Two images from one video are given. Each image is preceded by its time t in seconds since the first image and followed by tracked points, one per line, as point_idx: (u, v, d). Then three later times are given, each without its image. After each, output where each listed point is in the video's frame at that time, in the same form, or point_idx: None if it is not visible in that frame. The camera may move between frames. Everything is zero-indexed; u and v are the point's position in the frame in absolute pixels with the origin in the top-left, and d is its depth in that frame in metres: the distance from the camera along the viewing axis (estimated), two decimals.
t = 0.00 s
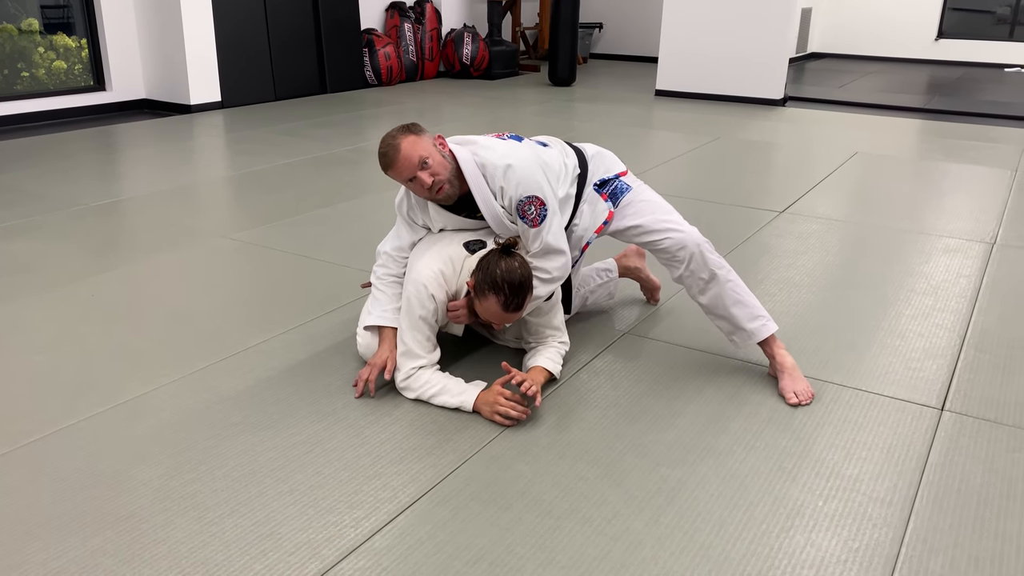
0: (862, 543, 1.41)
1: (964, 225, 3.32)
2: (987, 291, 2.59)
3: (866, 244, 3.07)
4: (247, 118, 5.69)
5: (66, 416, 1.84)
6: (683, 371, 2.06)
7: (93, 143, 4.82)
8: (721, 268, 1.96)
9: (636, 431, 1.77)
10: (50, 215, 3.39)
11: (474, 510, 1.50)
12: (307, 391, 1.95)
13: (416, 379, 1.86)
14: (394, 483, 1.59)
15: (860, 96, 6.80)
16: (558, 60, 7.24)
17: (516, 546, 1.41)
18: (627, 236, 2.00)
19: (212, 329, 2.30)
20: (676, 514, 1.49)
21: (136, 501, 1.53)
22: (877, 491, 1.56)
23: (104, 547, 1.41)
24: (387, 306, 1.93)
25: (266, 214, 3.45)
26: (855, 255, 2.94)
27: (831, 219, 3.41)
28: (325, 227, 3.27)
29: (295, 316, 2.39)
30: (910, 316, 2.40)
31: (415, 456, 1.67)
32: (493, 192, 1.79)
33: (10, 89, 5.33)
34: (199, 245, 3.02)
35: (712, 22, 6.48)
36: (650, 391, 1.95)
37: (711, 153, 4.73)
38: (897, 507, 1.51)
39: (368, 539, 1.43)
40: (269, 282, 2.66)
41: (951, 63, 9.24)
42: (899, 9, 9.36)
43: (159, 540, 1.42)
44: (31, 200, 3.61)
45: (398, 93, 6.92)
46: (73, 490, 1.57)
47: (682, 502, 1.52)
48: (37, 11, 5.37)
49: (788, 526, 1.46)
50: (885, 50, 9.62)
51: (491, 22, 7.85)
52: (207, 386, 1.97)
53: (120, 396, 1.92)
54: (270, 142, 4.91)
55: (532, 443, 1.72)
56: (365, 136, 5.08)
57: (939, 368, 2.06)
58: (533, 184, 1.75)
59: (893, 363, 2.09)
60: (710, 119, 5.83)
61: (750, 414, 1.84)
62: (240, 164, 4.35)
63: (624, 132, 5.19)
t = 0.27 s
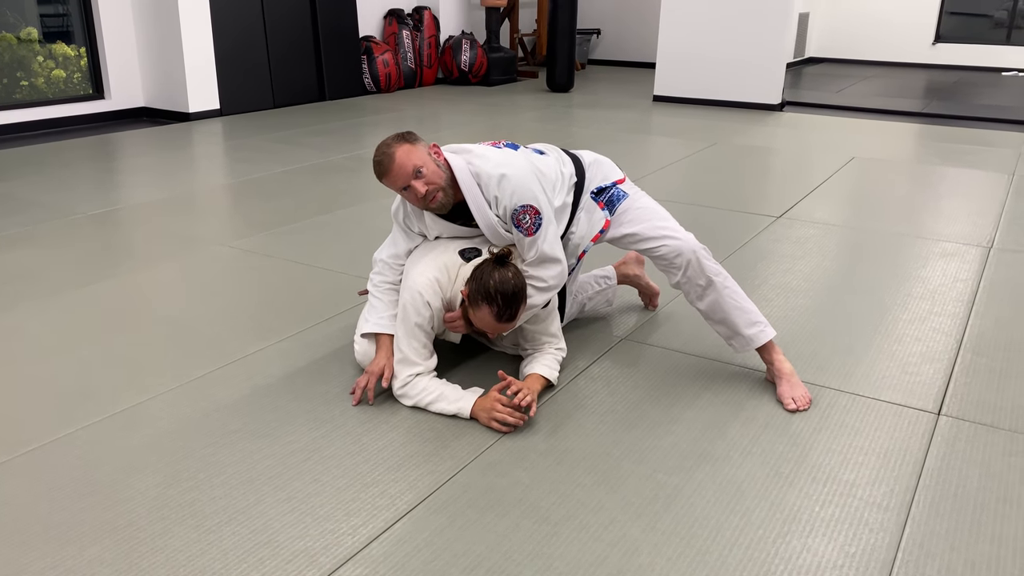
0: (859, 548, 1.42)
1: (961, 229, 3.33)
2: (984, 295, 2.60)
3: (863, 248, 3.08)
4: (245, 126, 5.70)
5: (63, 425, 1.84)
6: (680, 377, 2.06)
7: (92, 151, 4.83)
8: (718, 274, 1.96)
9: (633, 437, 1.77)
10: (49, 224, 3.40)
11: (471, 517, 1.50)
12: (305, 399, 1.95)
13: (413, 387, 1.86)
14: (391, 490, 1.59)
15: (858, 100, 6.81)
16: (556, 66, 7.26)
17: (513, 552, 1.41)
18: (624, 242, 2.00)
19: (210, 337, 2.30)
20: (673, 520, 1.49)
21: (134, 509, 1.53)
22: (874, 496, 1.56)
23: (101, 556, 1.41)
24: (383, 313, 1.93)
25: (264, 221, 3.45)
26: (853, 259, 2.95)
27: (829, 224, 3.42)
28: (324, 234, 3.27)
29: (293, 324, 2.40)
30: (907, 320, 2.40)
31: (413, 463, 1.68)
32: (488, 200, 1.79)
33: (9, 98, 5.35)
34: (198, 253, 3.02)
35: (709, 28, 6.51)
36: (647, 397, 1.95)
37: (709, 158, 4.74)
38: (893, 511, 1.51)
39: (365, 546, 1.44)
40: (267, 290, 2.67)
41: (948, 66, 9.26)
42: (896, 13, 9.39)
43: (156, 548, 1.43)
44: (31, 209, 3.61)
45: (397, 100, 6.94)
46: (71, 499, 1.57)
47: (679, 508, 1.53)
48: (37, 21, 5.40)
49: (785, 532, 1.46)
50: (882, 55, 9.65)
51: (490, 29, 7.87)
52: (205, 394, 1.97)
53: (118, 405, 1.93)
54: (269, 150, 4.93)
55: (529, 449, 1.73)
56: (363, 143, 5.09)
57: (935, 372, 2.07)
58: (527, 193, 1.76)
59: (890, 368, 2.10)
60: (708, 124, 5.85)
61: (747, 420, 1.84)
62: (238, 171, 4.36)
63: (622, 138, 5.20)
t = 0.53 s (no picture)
0: (859, 555, 1.41)
1: (962, 234, 3.33)
2: (984, 300, 2.60)
3: (864, 254, 3.08)
4: (246, 134, 5.72)
5: (63, 434, 1.84)
6: (680, 384, 2.06)
7: (92, 160, 4.84)
8: (714, 282, 1.95)
9: (633, 444, 1.77)
10: (49, 232, 3.41)
11: (471, 525, 1.50)
12: (305, 407, 1.95)
13: (413, 395, 1.86)
14: (391, 498, 1.59)
15: (858, 106, 6.82)
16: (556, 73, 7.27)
17: (513, 560, 1.41)
18: (622, 250, 2.01)
19: (210, 345, 2.30)
20: (673, 527, 1.49)
21: (134, 518, 1.53)
22: (874, 503, 1.56)
23: (101, 565, 1.41)
24: (382, 321, 1.93)
25: (265, 229, 3.46)
26: (852, 265, 2.95)
27: (829, 230, 3.42)
28: (324, 241, 3.28)
29: (293, 332, 2.40)
30: (907, 326, 2.40)
31: (412, 471, 1.67)
32: (487, 209, 1.80)
33: (10, 107, 5.37)
34: (198, 261, 3.03)
35: (708, 34, 6.52)
36: (647, 404, 1.95)
37: (709, 164, 4.74)
38: (893, 518, 1.51)
39: (364, 554, 1.43)
40: (267, 297, 2.67)
41: (948, 72, 9.27)
42: (896, 19, 9.41)
43: (156, 556, 1.42)
44: (31, 217, 3.62)
45: (397, 107, 6.95)
46: (71, 507, 1.57)
47: (679, 515, 1.52)
48: (38, 29, 5.42)
49: (785, 539, 1.45)
50: (882, 61, 9.67)
51: (489, 36, 7.89)
52: (205, 403, 1.98)
53: (118, 413, 1.93)
54: (269, 157, 4.93)
55: (529, 457, 1.73)
56: (364, 150, 5.10)
57: (935, 378, 2.07)
58: (526, 202, 1.76)
59: (889, 374, 2.09)
60: (708, 130, 5.85)
61: (747, 427, 1.84)
62: (239, 179, 4.37)
63: (622, 144, 5.21)
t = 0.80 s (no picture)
0: (861, 560, 1.41)
1: (963, 240, 3.33)
2: (986, 306, 2.60)
3: (865, 260, 3.08)
4: (248, 140, 5.73)
5: (64, 440, 1.84)
6: (681, 389, 2.06)
7: (94, 166, 4.85)
8: (714, 287, 1.95)
9: (634, 450, 1.77)
10: (51, 239, 3.41)
11: (471, 531, 1.50)
12: (306, 413, 1.95)
13: (414, 400, 1.86)
14: (392, 504, 1.59)
15: (859, 112, 6.84)
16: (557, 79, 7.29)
17: (513, 566, 1.40)
18: (621, 255, 2.01)
19: (212, 351, 2.30)
20: (675, 533, 1.49)
21: (134, 524, 1.53)
22: (876, 509, 1.56)
23: (101, 570, 1.41)
24: (383, 326, 1.93)
25: (266, 235, 3.46)
26: (853, 271, 2.95)
27: (829, 236, 3.42)
28: (325, 247, 3.28)
29: (294, 337, 2.40)
30: (908, 331, 2.40)
31: (413, 477, 1.67)
32: (489, 216, 1.80)
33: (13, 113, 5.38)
34: (199, 267, 3.03)
35: (709, 40, 6.54)
36: (647, 410, 1.95)
37: (710, 170, 4.75)
38: (895, 524, 1.51)
39: (365, 560, 1.43)
40: (268, 303, 2.67)
41: (948, 78, 9.29)
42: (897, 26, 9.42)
43: (155, 562, 1.42)
44: (33, 223, 3.63)
45: (398, 113, 6.97)
46: (71, 513, 1.57)
47: (680, 520, 1.52)
48: (40, 36, 5.45)
49: (787, 544, 1.45)
50: (882, 67, 9.68)
51: (490, 42, 7.91)
52: (206, 409, 1.97)
53: (119, 419, 1.92)
54: (271, 164, 4.94)
55: (530, 462, 1.72)
56: (365, 156, 5.11)
57: (937, 384, 2.06)
58: (529, 208, 1.76)
59: (890, 379, 2.09)
60: (708, 136, 5.86)
61: (749, 432, 1.84)
62: (240, 185, 4.38)
63: (623, 150, 5.21)
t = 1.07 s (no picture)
0: (861, 567, 1.41)
1: (963, 246, 3.33)
2: (986, 312, 2.59)
3: (866, 266, 3.08)
4: (249, 145, 5.74)
5: (63, 444, 1.84)
6: (681, 395, 2.05)
7: (95, 171, 4.86)
8: (713, 294, 1.95)
9: (634, 456, 1.76)
10: (52, 244, 3.42)
11: (470, 537, 1.50)
12: (305, 418, 1.95)
13: (413, 406, 1.86)
14: (391, 510, 1.58)
15: (860, 118, 6.84)
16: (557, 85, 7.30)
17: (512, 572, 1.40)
18: (620, 261, 2.01)
19: (211, 356, 2.30)
20: (674, 539, 1.48)
21: (133, 529, 1.53)
22: (876, 515, 1.55)
23: None
24: (383, 332, 1.93)
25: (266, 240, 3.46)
26: (854, 277, 2.95)
27: (830, 242, 3.42)
28: (325, 252, 3.28)
29: (294, 343, 2.40)
30: (909, 337, 2.40)
31: (412, 483, 1.67)
32: (490, 223, 1.80)
33: (15, 118, 5.40)
34: (200, 272, 3.03)
35: (710, 46, 6.55)
36: (647, 416, 1.94)
37: (711, 176, 4.75)
38: (895, 530, 1.50)
39: (363, 566, 1.43)
40: (268, 308, 2.68)
41: (949, 84, 9.29)
42: (898, 32, 9.44)
43: (153, 568, 1.42)
44: (34, 228, 3.63)
45: (399, 119, 6.98)
46: (70, 518, 1.57)
47: (680, 527, 1.52)
48: (42, 41, 5.48)
49: (786, 551, 1.45)
50: (883, 73, 9.69)
51: (492, 48, 7.93)
52: (205, 414, 1.97)
53: (118, 424, 1.92)
54: (272, 169, 4.95)
55: (529, 468, 1.72)
56: (366, 162, 5.12)
57: (937, 390, 2.06)
58: (529, 217, 1.76)
59: (891, 386, 2.09)
60: (709, 142, 5.86)
61: (748, 438, 1.83)
62: (241, 190, 4.39)
63: (624, 156, 5.22)
